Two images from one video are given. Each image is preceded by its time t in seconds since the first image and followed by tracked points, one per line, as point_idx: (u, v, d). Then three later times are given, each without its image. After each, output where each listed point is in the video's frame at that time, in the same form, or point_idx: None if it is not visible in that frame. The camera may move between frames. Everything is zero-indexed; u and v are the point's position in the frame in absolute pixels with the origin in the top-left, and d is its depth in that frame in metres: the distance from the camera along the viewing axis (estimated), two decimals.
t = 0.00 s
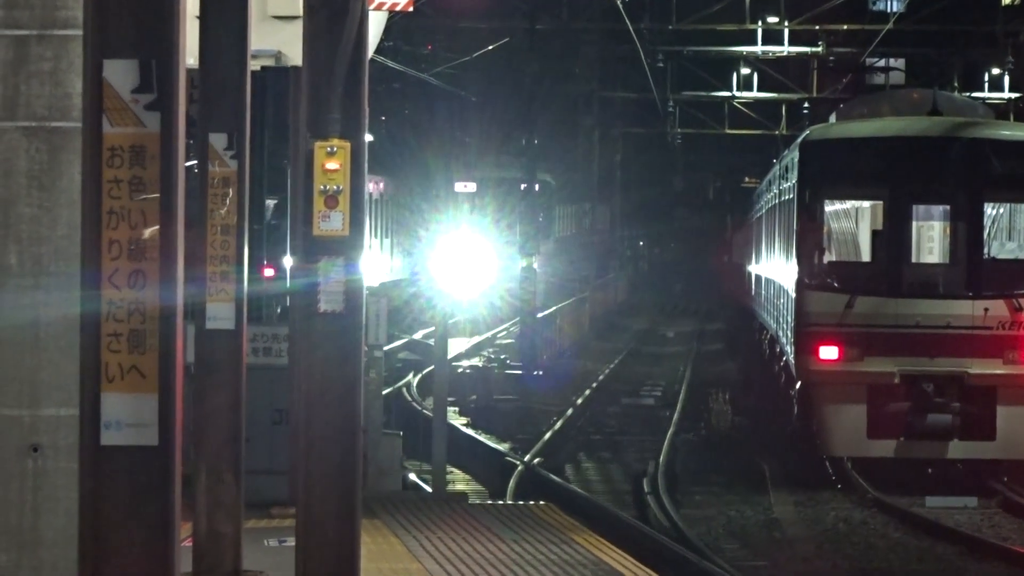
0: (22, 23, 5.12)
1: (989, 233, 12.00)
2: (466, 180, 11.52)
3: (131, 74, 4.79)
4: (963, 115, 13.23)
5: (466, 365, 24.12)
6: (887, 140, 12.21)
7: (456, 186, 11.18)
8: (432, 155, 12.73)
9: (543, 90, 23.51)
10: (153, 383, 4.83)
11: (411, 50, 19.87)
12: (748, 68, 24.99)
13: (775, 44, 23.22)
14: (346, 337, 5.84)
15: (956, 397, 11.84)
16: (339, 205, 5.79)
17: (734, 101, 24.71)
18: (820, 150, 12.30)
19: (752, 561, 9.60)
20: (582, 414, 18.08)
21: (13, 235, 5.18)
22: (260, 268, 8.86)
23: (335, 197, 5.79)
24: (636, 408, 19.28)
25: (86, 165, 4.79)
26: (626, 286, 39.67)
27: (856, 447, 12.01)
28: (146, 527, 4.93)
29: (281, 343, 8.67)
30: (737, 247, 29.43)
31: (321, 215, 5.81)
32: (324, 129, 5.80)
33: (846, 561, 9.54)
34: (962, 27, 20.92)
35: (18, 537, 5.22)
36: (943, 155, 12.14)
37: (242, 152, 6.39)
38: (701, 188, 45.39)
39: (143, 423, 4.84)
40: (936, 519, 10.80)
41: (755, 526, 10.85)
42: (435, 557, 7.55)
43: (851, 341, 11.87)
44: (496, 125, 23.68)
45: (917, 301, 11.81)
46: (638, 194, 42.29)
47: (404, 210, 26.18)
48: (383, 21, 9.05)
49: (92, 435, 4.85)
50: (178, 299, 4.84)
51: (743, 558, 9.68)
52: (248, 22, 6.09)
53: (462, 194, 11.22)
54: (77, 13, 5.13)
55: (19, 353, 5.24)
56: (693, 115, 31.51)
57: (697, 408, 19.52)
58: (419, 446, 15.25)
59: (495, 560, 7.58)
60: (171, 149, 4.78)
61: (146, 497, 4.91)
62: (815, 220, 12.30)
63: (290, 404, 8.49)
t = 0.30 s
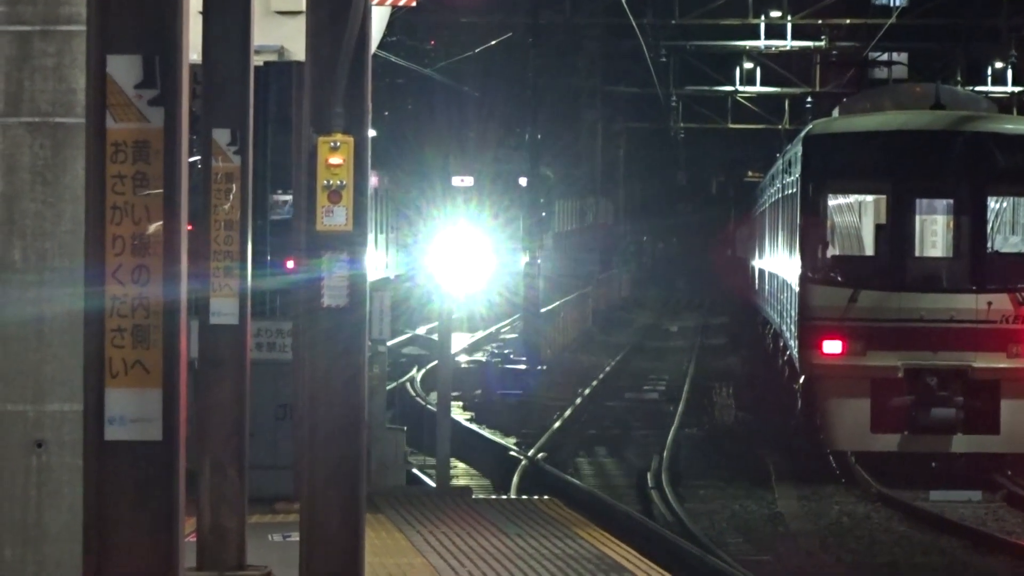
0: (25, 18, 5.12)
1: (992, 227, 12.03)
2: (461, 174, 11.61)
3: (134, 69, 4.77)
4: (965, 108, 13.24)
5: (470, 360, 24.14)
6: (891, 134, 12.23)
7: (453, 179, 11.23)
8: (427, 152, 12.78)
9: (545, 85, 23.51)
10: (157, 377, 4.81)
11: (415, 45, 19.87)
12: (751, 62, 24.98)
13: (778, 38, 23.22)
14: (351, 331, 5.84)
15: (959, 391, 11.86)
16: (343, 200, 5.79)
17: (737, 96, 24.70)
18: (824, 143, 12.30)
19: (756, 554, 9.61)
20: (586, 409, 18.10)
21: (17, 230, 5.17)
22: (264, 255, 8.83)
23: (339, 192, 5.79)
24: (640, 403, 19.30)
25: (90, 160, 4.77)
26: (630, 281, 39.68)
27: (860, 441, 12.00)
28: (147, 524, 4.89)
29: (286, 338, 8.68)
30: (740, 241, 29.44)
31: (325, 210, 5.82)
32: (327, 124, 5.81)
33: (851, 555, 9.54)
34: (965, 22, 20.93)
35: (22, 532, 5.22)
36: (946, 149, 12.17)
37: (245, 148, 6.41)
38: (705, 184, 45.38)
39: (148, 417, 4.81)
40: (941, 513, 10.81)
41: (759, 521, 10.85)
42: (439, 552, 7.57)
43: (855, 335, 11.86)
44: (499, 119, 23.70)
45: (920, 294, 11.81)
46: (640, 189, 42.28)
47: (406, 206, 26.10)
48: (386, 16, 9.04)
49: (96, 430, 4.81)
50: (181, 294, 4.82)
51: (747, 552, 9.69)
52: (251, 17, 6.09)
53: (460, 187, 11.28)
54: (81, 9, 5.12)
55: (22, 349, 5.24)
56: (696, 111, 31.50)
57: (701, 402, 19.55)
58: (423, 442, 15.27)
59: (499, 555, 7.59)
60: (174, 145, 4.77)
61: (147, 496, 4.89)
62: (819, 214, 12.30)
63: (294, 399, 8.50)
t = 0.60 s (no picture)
0: (31, 10, 5.10)
1: (999, 219, 12.01)
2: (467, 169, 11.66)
3: (139, 61, 4.72)
4: (973, 100, 13.19)
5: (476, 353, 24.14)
6: (898, 126, 12.20)
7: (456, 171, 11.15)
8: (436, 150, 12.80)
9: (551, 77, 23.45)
10: (162, 370, 4.74)
11: (420, 37, 19.82)
12: (757, 54, 24.92)
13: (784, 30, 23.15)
14: (358, 322, 5.85)
15: (965, 382, 11.85)
16: (349, 192, 5.78)
17: (743, 88, 24.65)
18: (830, 136, 12.29)
19: (763, 547, 9.60)
20: (593, 401, 18.10)
21: (23, 222, 5.17)
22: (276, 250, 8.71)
23: (345, 184, 5.79)
24: (647, 395, 19.29)
25: (95, 153, 4.73)
26: (638, 273, 39.65)
27: (866, 433, 12.00)
28: (154, 522, 4.83)
29: (290, 331, 8.62)
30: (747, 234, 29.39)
31: (330, 203, 5.80)
32: (332, 116, 5.81)
33: (857, 547, 9.53)
34: (971, 13, 20.87)
35: (28, 525, 5.22)
36: (952, 141, 12.14)
37: (251, 140, 6.38)
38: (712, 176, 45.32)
39: (152, 410, 4.74)
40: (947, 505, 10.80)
41: (765, 513, 10.84)
42: (446, 545, 7.56)
43: (861, 327, 11.84)
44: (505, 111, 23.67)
45: (926, 287, 11.79)
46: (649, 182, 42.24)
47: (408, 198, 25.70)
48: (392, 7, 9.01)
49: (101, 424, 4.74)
50: (187, 288, 4.75)
51: (754, 545, 9.67)
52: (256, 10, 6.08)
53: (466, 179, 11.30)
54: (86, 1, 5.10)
55: (28, 341, 5.23)
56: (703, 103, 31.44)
57: (708, 394, 19.54)
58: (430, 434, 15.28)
59: (505, 547, 7.57)
60: (180, 138, 4.71)
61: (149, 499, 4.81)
62: (825, 207, 12.27)
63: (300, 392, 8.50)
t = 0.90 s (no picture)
0: (37, 3, 5.07)
1: (1006, 211, 12.01)
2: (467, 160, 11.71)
3: (146, 53, 4.69)
4: (980, 92, 13.17)
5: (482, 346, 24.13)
6: (905, 118, 12.17)
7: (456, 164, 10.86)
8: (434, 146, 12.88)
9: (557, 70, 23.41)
10: (170, 362, 4.70)
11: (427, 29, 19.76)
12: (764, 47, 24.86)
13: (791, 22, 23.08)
14: (365, 311, 5.85)
15: (973, 375, 11.84)
16: (356, 184, 5.76)
17: (750, 80, 24.59)
18: (836, 128, 12.26)
19: (771, 540, 9.58)
20: (600, 394, 18.09)
21: (29, 215, 5.13)
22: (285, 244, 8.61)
23: (352, 176, 5.77)
24: (654, 388, 19.27)
25: (102, 145, 4.70)
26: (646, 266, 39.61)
27: (874, 426, 11.98)
28: (160, 517, 4.79)
29: (299, 324, 8.57)
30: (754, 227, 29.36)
31: (337, 195, 5.79)
32: (340, 109, 5.80)
33: (865, 540, 9.51)
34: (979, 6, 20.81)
35: (35, 517, 5.23)
36: (959, 133, 12.11)
37: (258, 132, 6.34)
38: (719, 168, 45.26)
39: (159, 403, 4.70)
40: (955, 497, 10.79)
41: (773, 505, 10.82)
42: (453, 537, 7.55)
43: (868, 320, 11.83)
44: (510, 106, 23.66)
45: (933, 279, 11.80)
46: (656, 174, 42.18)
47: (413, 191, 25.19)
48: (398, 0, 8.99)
49: (108, 416, 4.71)
50: (195, 281, 4.71)
51: (761, 537, 9.67)
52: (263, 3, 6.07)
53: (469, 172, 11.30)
54: None
55: (37, 336, 5.21)
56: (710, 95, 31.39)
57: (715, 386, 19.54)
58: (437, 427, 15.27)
59: (512, 540, 7.57)
60: (186, 130, 4.68)
61: (155, 496, 4.78)
62: (833, 199, 12.24)
63: (306, 385, 8.49)
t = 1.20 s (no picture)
0: None
1: (1011, 208, 11.98)
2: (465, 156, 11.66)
3: (150, 50, 4.68)
4: (985, 88, 13.14)
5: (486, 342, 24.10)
6: (909, 115, 12.16)
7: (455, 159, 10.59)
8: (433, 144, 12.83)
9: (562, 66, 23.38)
10: (174, 358, 4.69)
11: (432, 26, 19.69)
12: (769, 43, 24.78)
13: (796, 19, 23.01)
14: (369, 306, 5.83)
15: (978, 371, 11.80)
16: (360, 180, 5.76)
17: (755, 76, 24.52)
18: (840, 124, 12.24)
19: (776, 536, 9.57)
20: (605, 390, 18.07)
21: (33, 211, 5.08)
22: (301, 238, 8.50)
23: (356, 172, 5.77)
24: (659, 384, 19.25)
25: (105, 142, 4.70)
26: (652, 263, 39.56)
27: (879, 422, 11.96)
28: (165, 515, 4.78)
29: (304, 321, 8.36)
30: (759, 223, 29.29)
31: (342, 191, 5.78)
32: (343, 105, 5.78)
33: (870, 536, 9.49)
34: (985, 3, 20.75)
35: (38, 515, 5.19)
36: (964, 129, 12.08)
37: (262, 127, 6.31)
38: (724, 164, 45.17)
39: (163, 399, 4.69)
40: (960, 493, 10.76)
41: (778, 501, 10.81)
42: (458, 534, 7.55)
43: (873, 316, 11.82)
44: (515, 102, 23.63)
45: (937, 275, 11.79)
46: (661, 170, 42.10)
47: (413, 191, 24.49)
48: None
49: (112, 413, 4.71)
50: (199, 278, 4.70)
51: (766, 534, 9.65)
52: None
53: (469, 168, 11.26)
54: None
55: (40, 332, 5.16)
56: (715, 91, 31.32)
57: (720, 383, 19.52)
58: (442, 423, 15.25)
59: (517, 537, 7.55)
60: (190, 127, 4.67)
61: (160, 494, 4.77)
62: (838, 195, 12.22)
63: (311, 382, 8.48)
